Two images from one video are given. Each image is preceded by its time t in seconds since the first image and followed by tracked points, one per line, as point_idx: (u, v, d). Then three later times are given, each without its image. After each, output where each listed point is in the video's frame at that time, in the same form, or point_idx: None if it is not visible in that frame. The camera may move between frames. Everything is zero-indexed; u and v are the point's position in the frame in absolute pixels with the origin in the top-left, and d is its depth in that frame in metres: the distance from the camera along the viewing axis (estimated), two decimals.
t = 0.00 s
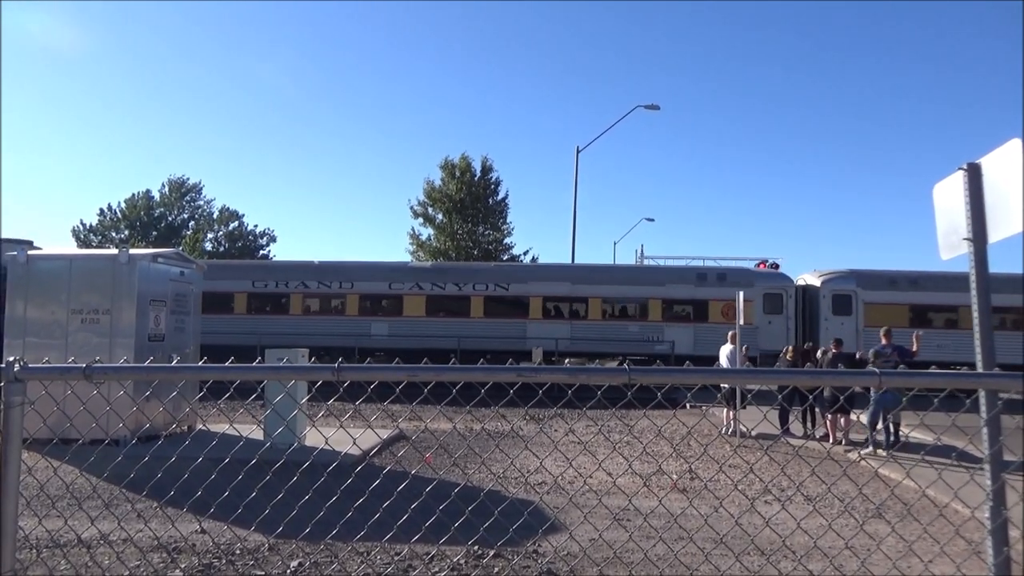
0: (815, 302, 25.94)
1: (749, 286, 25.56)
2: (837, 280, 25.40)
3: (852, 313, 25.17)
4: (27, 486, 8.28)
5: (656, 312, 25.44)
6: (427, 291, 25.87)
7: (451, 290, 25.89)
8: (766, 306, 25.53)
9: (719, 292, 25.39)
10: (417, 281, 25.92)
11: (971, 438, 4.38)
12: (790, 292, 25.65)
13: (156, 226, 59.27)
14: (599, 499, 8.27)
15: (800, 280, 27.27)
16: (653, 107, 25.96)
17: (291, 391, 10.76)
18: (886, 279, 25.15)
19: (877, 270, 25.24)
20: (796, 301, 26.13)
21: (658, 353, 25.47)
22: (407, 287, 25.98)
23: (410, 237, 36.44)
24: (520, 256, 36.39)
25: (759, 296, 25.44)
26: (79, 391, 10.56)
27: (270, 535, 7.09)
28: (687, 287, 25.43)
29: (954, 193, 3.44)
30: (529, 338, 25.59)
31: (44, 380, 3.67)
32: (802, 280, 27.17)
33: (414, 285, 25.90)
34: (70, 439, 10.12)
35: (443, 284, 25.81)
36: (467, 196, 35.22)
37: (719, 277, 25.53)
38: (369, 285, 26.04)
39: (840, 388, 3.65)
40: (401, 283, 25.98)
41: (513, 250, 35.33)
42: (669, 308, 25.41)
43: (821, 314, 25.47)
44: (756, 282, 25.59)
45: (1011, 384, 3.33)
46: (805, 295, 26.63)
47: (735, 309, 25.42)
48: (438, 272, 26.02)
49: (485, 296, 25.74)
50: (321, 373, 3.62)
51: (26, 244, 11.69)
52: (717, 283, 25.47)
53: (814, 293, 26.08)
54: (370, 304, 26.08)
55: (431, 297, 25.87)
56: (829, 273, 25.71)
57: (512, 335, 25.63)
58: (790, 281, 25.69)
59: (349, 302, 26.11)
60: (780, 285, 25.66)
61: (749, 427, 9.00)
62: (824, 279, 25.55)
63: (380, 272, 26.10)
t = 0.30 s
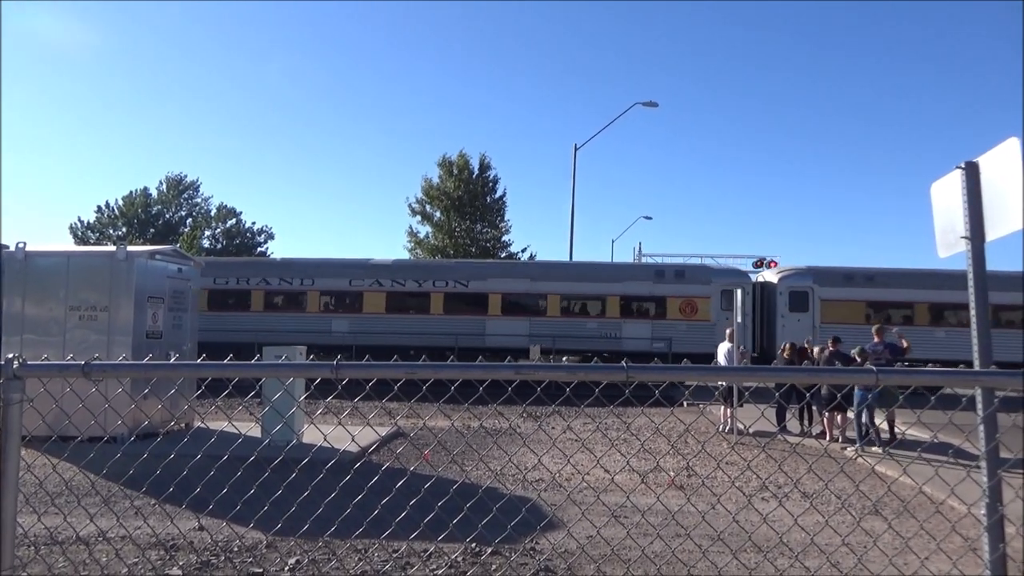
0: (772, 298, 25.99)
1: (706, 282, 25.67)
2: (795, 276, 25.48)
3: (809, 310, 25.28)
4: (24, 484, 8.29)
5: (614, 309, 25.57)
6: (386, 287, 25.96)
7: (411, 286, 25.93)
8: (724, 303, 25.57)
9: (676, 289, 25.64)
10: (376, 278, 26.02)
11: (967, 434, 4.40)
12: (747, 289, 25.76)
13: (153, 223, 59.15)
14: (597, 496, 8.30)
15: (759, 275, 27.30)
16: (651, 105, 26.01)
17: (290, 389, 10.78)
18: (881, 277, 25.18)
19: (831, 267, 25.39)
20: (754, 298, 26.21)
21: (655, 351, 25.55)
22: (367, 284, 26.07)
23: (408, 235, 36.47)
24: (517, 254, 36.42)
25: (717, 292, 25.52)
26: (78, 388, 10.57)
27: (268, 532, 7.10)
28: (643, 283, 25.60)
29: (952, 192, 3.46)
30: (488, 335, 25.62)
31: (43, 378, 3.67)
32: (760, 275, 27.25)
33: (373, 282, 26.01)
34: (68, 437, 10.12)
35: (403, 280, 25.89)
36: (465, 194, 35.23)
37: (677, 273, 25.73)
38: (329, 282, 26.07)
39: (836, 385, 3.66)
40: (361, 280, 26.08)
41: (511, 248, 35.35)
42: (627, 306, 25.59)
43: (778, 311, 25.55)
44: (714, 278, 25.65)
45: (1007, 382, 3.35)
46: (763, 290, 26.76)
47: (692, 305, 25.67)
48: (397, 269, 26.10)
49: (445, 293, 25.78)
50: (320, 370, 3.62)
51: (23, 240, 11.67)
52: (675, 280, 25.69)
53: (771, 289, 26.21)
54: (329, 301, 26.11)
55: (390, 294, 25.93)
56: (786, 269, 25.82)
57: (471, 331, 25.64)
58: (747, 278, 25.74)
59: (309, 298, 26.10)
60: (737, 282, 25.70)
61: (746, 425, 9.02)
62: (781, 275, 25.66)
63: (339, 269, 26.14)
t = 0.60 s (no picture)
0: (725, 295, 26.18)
1: (660, 280, 25.68)
2: (746, 274, 25.68)
3: (761, 308, 25.53)
4: (16, 481, 8.27)
5: (569, 306, 25.65)
6: (342, 284, 25.97)
7: (368, 283, 25.98)
8: (678, 300, 25.67)
9: (631, 287, 25.60)
10: (333, 275, 25.99)
11: (958, 433, 4.42)
12: (701, 287, 25.88)
13: (146, 221, 58.90)
14: (590, 494, 8.33)
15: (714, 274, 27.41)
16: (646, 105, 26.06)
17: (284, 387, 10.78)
18: (874, 277, 25.28)
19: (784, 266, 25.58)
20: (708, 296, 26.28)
21: (649, 350, 25.71)
22: (324, 281, 26.05)
23: (402, 233, 36.49)
24: (511, 252, 36.45)
25: (671, 290, 25.58)
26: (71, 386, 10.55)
27: (262, 530, 7.11)
28: (599, 281, 25.59)
29: (944, 192, 3.48)
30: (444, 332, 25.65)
31: (36, 375, 3.67)
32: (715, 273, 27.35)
33: (330, 279, 25.99)
34: (60, 434, 10.11)
35: (359, 278, 25.91)
36: (459, 192, 35.24)
37: (632, 271, 25.70)
38: (285, 279, 26.05)
39: (828, 384, 3.68)
40: (318, 277, 26.04)
41: (505, 247, 35.38)
42: (583, 304, 25.61)
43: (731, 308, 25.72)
44: (668, 277, 25.68)
45: (997, 380, 3.37)
46: (718, 289, 26.83)
47: (646, 303, 25.63)
48: (354, 265, 26.00)
49: (401, 290, 25.86)
50: (314, 369, 3.63)
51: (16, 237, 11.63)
52: (630, 278, 25.66)
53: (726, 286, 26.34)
54: (286, 298, 26.12)
55: (348, 291, 25.94)
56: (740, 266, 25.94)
57: (427, 329, 25.69)
58: (701, 276, 25.85)
59: (266, 295, 26.12)
60: (690, 279, 25.76)
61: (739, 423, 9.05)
62: (735, 273, 25.79)
63: (296, 265, 26.07)
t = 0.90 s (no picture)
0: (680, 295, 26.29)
1: (614, 278, 25.71)
2: (701, 273, 25.96)
3: (716, 306, 25.75)
4: (9, 481, 8.25)
5: (524, 304, 25.63)
6: (299, 283, 25.97)
7: (324, 282, 25.99)
8: (632, 298, 25.68)
9: (585, 285, 25.63)
10: (290, 274, 25.99)
11: (950, 432, 4.43)
12: (656, 285, 25.80)
13: (139, 219, 58.60)
14: (584, 493, 8.35)
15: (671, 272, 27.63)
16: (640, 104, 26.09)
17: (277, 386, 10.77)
18: (867, 276, 25.37)
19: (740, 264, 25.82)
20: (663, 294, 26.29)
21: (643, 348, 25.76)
22: (281, 279, 26.03)
23: (396, 232, 36.46)
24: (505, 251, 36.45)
25: (625, 288, 25.59)
26: (64, 385, 10.52)
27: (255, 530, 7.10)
28: (554, 279, 25.61)
29: (936, 192, 3.50)
30: (399, 330, 25.76)
31: (28, 374, 3.67)
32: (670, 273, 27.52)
33: (287, 278, 25.98)
34: (53, 434, 10.08)
35: (315, 277, 25.91)
36: (453, 191, 35.25)
37: (587, 270, 25.82)
38: (242, 278, 26.04)
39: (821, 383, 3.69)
40: (275, 276, 26.01)
41: (499, 246, 35.37)
42: (539, 301, 25.59)
43: (686, 306, 26.04)
44: (622, 275, 25.71)
45: (990, 378, 3.38)
46: (674, 288, 26.90)
47: (601, 301, 25.64)
48: (310, 264, 26.03)
49: (356, 288, 25.88)
50: (309, 368, 3.63)
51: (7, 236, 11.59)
52: (584, 276, 25.72)
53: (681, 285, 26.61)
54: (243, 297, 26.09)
55: (304, 290, 25.96)
56: (695, 266, 26.21)
57: (383, 327, 25.78)
58: (656, 274, 25.84)
59: (222, 294, 26.09)
60: (645, 277, 25.76)
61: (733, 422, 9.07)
62: (690, 272, 26.10)
63: (253, 265, 26.06)
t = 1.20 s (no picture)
0: (634, 294, 26.27)
1: (569, 278, 25.73)
2: (655, 273, 25.90)
3: (669, 306, 25.71)
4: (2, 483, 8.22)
5: (479, 304, 25.66)
6: (254, 284, 25.94)
7: (280, 282, 25.97)
8: (587, 298, 25.65)
9: (540, 285, 25.65)
10: (245, 274, 25.95)
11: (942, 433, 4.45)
12: (611, 285, 25.78)
13: (131, 220, 58.32)
14: (578, 494, 8.37)
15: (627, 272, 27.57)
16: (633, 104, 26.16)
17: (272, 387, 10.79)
18: (859, 276, 25.45)
19: (692, 264, 25.85)
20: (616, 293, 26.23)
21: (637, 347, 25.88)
22: (236, 280, 26.02)
23: (389, 232, 36.51)
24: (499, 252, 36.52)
25: (580, 288, 25.61)
26: (56, 386, 10.49)
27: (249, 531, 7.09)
28: (508, 280, 25.63)
29: (928, 194, 3.52)
30: (355, 331, 25.73)
31: (23, 376, 3.67)
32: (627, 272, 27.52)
33: (242, 278, 25.94)
34: (44, 436, 10.04)
35: (271, 277, 25.89)
36: (447, 191, 35.16)
37: (541, 270, 25.79)
38: (198, 277, 26.09)
39: (814, 383, 3.71)
40: (230, 276, 26.00)
41: (492, 246, 35.44)
42: (493, 301, 25.63)
43: (639, 306, 25.90)
44: (577, 274, 25.72)
45: (982, 379, 3.40)
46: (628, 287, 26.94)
47: (555, 301, 25.67)
48: (266, 265, 26.00)
49: (312, 288, 25.90)
50: (304, 369, 3.63)
51: None
52: (539, 276, 25.73)
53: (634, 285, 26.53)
54: (199, 297, 26.11)
55: (259, 290, 25.94)
56: (649, 265, 26.16)
57: (338, 328, 25.76)
58: (610, 274, 25.81)
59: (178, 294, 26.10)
60: (599, 277, 25.74)
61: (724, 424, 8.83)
62: (643, 272, 26.03)
63: (208, 264, 26.11)
